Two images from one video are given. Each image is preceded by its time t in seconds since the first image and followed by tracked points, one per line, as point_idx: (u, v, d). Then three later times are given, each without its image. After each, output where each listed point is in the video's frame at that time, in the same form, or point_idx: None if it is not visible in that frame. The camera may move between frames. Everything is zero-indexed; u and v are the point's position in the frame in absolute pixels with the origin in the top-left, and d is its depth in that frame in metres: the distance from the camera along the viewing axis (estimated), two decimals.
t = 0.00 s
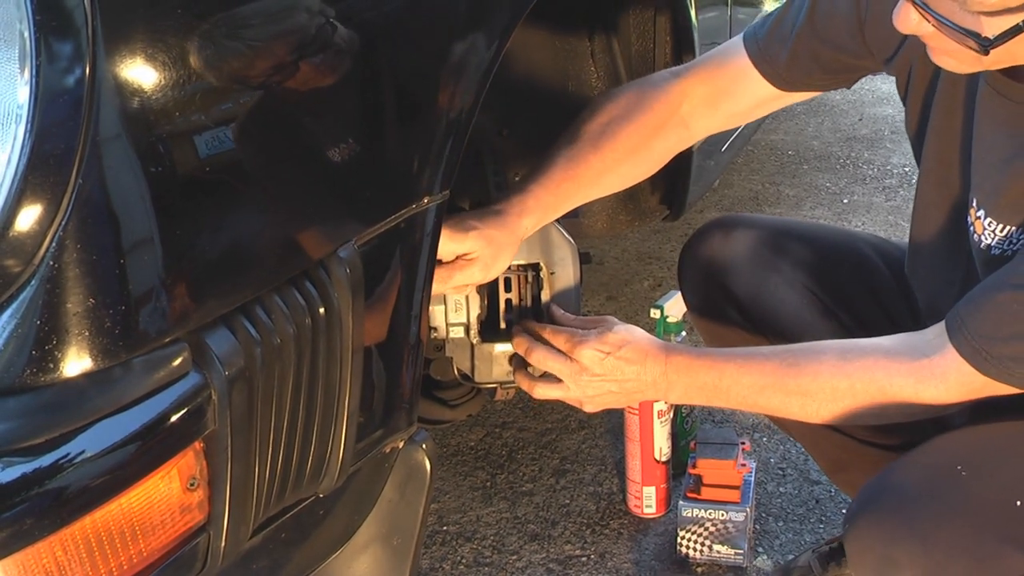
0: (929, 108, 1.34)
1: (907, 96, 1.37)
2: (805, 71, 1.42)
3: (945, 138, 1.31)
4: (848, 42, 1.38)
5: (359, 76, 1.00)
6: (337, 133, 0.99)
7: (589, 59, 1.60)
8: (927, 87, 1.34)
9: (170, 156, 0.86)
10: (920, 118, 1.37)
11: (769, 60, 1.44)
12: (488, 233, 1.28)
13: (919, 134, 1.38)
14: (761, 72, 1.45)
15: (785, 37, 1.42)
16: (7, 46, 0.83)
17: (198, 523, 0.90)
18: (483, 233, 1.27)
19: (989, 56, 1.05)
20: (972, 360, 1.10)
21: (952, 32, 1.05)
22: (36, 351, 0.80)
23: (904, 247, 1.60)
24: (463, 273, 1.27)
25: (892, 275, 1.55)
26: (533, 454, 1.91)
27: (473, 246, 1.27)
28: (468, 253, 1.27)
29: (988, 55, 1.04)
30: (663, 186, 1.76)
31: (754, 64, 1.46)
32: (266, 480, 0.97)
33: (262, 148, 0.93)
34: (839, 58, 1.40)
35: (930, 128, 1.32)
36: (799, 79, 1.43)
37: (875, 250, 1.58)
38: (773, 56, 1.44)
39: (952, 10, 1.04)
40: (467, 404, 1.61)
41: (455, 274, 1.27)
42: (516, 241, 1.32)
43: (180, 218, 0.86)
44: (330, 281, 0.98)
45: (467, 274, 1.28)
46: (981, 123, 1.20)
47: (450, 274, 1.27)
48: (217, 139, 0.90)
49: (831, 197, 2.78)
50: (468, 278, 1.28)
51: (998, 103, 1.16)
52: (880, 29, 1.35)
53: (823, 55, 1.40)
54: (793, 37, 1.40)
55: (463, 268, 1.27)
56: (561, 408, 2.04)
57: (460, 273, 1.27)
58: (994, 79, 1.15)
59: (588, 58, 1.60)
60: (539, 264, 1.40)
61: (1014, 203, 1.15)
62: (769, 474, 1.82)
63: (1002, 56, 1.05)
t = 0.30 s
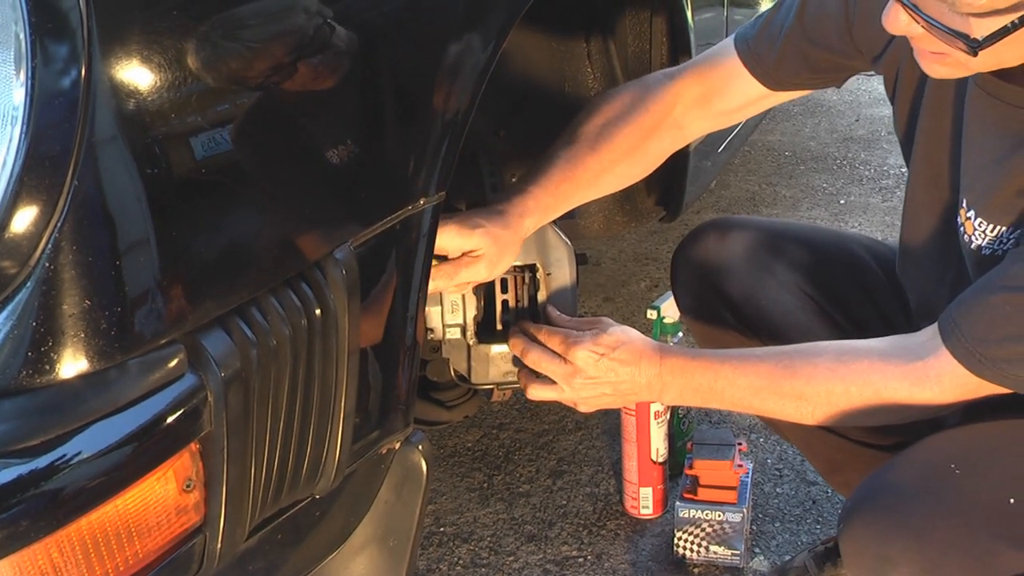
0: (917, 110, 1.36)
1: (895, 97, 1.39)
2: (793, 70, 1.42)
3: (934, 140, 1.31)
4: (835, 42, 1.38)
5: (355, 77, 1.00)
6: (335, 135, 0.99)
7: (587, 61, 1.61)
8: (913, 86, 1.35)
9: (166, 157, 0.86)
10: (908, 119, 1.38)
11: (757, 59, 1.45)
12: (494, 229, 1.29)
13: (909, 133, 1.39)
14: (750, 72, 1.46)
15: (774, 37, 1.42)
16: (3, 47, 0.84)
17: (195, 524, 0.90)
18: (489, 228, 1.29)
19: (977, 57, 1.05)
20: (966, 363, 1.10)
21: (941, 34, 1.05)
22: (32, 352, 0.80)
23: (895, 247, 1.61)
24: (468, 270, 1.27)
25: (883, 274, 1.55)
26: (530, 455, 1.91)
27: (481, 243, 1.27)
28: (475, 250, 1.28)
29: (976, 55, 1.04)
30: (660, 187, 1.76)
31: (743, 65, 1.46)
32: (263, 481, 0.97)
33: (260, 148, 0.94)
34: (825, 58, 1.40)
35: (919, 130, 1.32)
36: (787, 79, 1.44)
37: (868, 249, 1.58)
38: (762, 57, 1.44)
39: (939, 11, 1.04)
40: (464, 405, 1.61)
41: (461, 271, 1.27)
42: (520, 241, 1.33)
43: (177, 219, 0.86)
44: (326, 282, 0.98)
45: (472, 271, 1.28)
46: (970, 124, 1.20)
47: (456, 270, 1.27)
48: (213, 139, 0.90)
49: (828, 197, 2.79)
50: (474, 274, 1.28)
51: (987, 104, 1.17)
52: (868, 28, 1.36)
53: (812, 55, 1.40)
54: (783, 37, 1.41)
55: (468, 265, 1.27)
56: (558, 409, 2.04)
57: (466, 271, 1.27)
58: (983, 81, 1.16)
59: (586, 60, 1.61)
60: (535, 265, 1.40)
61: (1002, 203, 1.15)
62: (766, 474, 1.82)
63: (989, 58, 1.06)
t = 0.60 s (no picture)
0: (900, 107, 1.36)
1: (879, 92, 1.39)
2: (776, 71, 1.42)
3: (916, 139, 1.31)
4: (818, 44, 1.38)
5: (356, 77, 1.00)
6: (337, 136, 0.99)
7: (587, 61, 1.61)
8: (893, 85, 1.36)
9: (167, 156, 0.86)
10: (892, 113, 1.38)
11: (740, 59, 1.44)
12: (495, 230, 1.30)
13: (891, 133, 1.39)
14: (735, 72, 1.46)
15: (757, 37, 1.42)
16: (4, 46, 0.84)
17: (195, 524, 0.90)
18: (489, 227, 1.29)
19: (948, 66, 1.05)
20: (960, 377, 1.10)
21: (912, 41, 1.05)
22: (33, 351, 0.80)
23: (881, 247, 1.62)
24: (468, 267, 1.27)
25: (872, 275, 1.56)
26: (530, 455, 1.91)
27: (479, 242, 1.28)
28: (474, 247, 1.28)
29: (948, 64, 1.04)
30: (661, 187, 1.76)
31: (729, 65, 1.46)
32: (264, 481, 0.97)
33: (262, 148, 0.93)
34: (809, 60, 1.40)
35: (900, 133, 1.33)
36: (772, 80, 1.43)
37: (856, 253, 1.59)
38: (745, 57, 1.44)
39: (909, 19, 1.04)
40: (464, 404, 1.61)
41: (462, 267, 1.27)
42: (517, 237, 1.33)
43: (178, 218, 0.86)
44: (327, 281, 0.98)
45: (470, 270, 1.28)
46: (951, 131, 1.21)
47: (455, 267, 1.27)
48: (213, 139, 0.90)
49: (829, 197, 2.79)
50: (474, 271, 1.28)
51: (970, 109, 1.16)
52: (848, 31, 1.35)
53: (796, 56, 1.40)
54: (765, 37, 1.41)
55: (465, 263, 1.27)
56: (558, 408, 2.03)
57: (464, 269, 1.27)
58: (968, 88, 1.16)
59: (587, 59, 1.60)
60: (536, 265, 1.40)
61: (988, 206, 1.15)
62: (766, 474, 1.82)
63: (959, 67, 1.06)
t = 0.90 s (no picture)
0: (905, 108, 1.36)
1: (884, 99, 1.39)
2: (780, 72, 1.42)
3: (921, 138, 1.31)
4: (822, 45, 1.37)
5: (357, 76, 1.00)
6: (337, 136, 0.99)
7: (589, 58, 1.60)
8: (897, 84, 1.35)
9: (169, 155, 0.86)
10: (898, 117, 1.38)
11: (746, 62, 1.44)
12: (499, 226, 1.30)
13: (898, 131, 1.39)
14: (740, 75, 1.46)
15: (762, 39, 1.42)
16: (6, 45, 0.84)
17: (197, 523, 0.90)
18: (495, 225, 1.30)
19: (951, 66, 1.05)
20: (962, 377, 1.10)
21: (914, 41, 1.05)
22: (35, 350, 0.79)
23: (889, 240, 1.62)
24: (475, 262, 1.27)
25: (879, 267, 1.56)
26: (532, 454, 1.90)
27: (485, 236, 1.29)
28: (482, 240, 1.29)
29: (949, 64, 1.04)
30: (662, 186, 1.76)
31: (734, 67, 1.46)
32: (265, 480, 0.97)
33: (262, 147, 0.93)
34: (814, 61, 1.40)
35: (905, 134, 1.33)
36: (778, 81, 1.43)
37: (864, 246, 1.58)
38: (751, 59, 1.44)
39: (911, 20, 1.04)
40: (466, 403, 1.61)
41: (468, 262, 1.27)
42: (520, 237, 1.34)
43: (180, 217, 0.86)
44: (328, 280, 0.98)
45: (474, 264, 1.27)
46: (955, 128, 1.20)
47: (461, 260, 1.26)
48: (215, 138, 0.89)
49: (830, 196, 2.79)
50: (479, 266, 1.28)
51: (972, 107, 1.16)
52: (852, 32, 1.34)
53: (800, 57, 1.39)
54: (771, 39, 1.41)
55: (471, 258, 1.27)
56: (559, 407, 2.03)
57: (470, 263, 1.27)
58: (971, 88, 1.15)
59: (588, 57, 1.60)
60: (537, 263, 1.40)
61: (990, 207, 1.15)
62: (768, 473, 1.82)
63: (963, 67, 1.05)
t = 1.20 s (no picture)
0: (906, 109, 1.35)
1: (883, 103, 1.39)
2: (778, 76, 1.42)
3: (922, 140, 1.31)
4: (822, 50, 1.38)
5: (358, 77, 1.00)
6: (337, 138, 0.99)
7: (590, 58, 1.60)
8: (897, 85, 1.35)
9: (169, 156, 0.86)
10: (898, 119, 1.38)
11: (744, 66, 1.44)
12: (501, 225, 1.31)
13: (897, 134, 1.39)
14: (738, 79, 1.45)
15: (761, 42, 1.42)
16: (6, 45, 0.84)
17: (197, 523, 0.90)
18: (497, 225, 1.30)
19: (949, 71, 1.05)
20: (962, 380, 1.10)
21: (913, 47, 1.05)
22: (34, 351, 0.79)
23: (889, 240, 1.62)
24: (479, 262, 1.27)
25: (878, 267, 1.56)
26: (532, 454, 1.90)
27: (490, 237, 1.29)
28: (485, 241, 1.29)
29: (948, 69, 1.04)
30: (663, 187, 1.76)
31: (731, 71, 1.46)
32: (265, 480, 0.97)
33: (262, 148, 0.93)
34: (812, 66, 1.40)
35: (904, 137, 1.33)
36: (775, 85, 1.43)
37: (864, 246, 1.59)
38: (749, 63, 1.44)
39: (911, 26, 1.04)
40: (466, 403, 1.61)
41: (473, 263, 1.26)
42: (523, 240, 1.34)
43: (180, 218, 0.86)
44: (328, 281, 0.98)
45: (478, 266, 1.27)
46: (956, 131, 1.20)
47: (466, 261, 1.26)
48: (215, 138, 0.89)
49: (830, 196, 2.79)
50: (484, 267, 1.28)
51: (972, 108, 1.16)
52: (851, 36, 1.35)
53: (800, 63, 1.39)
54: (770, 42, 1.40)
55: (475, 259, 1.26)
56: (559, 407, 2.03)
57: (474, 265, 1.27)
58: (971, 90, 1.15)
59: (588, 57, 1.60)
60: (537, 263, 1.40)
61: (992, 209, 1.15)
62: (768, 473, 1.82)
63: (962, 72, 1.06)
